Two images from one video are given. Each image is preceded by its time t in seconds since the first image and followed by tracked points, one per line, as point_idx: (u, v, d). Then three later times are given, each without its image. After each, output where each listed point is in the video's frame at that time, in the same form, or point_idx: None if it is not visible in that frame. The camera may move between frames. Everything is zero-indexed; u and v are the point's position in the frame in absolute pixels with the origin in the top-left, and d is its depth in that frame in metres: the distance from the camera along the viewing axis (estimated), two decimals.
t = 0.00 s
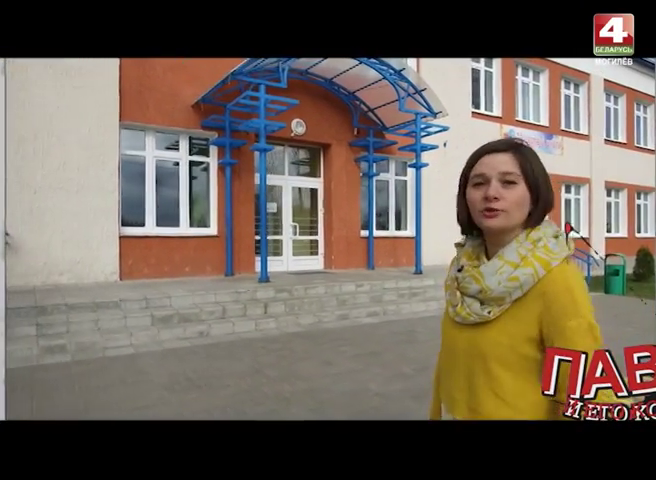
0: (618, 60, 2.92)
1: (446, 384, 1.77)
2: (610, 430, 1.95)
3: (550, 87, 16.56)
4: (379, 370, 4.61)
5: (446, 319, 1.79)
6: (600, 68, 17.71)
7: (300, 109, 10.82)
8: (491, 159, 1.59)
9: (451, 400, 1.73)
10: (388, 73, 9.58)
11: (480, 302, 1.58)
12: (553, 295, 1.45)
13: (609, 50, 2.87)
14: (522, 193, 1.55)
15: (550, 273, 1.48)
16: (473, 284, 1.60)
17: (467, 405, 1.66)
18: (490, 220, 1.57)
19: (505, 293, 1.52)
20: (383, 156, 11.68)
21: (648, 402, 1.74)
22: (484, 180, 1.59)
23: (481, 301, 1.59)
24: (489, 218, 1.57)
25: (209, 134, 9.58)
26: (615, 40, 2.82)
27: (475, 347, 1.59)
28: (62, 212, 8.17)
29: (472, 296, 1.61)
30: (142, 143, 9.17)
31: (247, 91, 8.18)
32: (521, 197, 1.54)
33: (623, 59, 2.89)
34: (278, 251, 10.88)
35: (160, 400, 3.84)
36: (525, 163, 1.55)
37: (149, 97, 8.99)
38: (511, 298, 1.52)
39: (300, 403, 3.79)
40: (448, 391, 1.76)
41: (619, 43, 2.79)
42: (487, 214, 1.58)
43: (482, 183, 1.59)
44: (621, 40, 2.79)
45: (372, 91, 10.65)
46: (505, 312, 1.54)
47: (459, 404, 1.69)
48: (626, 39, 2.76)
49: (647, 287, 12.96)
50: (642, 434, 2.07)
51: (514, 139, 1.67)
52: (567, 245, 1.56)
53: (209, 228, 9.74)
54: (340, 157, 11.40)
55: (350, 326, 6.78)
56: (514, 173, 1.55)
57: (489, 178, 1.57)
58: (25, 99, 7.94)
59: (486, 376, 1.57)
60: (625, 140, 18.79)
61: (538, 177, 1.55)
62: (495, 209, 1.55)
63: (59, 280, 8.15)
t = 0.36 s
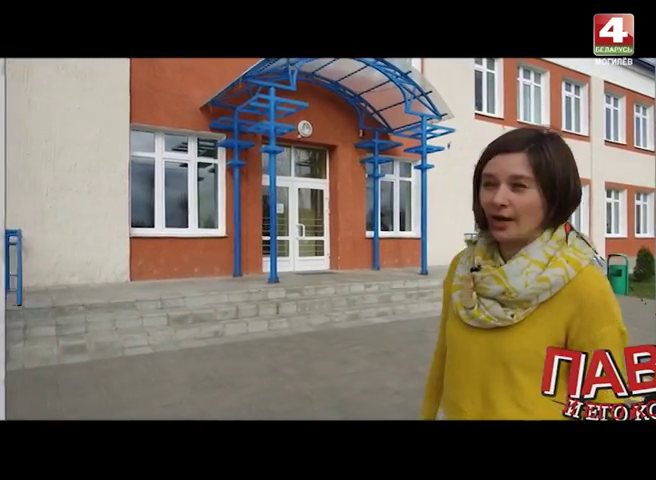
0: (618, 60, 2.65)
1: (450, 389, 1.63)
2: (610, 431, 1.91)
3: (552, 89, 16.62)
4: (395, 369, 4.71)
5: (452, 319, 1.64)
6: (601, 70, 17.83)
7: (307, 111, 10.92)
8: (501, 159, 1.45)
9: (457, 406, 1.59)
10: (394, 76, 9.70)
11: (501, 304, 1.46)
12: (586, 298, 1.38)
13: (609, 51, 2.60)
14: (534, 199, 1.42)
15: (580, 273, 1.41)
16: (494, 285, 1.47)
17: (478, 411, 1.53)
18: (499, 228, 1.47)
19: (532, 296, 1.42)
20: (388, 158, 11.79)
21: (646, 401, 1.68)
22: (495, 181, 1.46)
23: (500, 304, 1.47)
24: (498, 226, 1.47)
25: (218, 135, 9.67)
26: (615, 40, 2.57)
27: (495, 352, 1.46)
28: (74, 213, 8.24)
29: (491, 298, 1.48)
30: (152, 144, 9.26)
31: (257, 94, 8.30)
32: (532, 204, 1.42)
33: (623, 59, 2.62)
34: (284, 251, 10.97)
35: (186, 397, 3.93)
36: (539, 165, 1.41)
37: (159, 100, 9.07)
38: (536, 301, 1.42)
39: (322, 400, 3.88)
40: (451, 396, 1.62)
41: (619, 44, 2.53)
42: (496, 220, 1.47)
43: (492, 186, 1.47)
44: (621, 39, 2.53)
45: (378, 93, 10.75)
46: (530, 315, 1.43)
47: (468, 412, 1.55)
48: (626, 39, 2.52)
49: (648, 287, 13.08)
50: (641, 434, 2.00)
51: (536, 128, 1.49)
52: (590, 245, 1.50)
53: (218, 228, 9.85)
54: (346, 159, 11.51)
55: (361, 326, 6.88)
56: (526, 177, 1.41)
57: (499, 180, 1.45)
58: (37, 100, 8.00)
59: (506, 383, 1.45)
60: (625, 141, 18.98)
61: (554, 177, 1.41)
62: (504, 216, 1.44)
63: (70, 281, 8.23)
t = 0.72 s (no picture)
0: (617, 59, 2.53)
1: (459, 399, 1.56)
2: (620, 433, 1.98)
3: (550, 91, 16.78)
4: (406, 364, 4.86)
5: (456, 324, 1.54)
6: (598, 72, 18.06)
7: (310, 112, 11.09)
8: (489, 172, 1.44)
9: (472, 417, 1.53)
10: (398, 78, 9.84)
11: (524, 315, 1.40)
12: (602, 306, 1.42)
13: (609, 50, 2.45)
14: (522, 210, 1.40)
15: (593, 279, 1.44)
16: (517, 295, 1.41)
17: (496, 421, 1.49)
18: (495, 241, 1.45)
19: (556, 306, 1.39)
20: (390, 159, 11.95)
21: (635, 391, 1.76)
22: (484, 197, 1.46)
23: (522, 314, 1.41)
24: (493, 238, 1.45)
25: (224, 136, 9.82)
26: (616, 39, 2.41)
27: (519, 364, 1.41)
28: (83, 213, 8.37)
29: (512, 309, 1.42)
30: (159, 145, 9.38)
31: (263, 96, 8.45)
32: (521, 215, 1.40)
33: (623, 59, 2.50)
34: (289, 251, 11.12)
35: (207, 390, 4.08)
36: (525, 177, 1.39)
37: (166, 101, 9.22)
38: (558, 309, 1.40)
39: (338, 393, 4.03)
40: (462, 406, 1.55)
41: (620, 43, 2.37)
42: (491, 233, 1.46)
43: (483, 200, 1.46)
44: (622, 39, 2.38)
45: (381, 95, 10.90)
46: (551, 324, 1.40)
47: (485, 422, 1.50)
48: (627, 38, 2.36)
49: (646, 286, 13.32)
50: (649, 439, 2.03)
51: (520, 139, 1.48)
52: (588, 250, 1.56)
53: (224, 228, 9.99)
54: (349, 160, 11.66)
55: (368, 324, 7.04)
56: (512, 189, 1.40)
57: (487, 194, 1.44)
58: (48, 102, 8.14)
59: (529, 392, 1.43)
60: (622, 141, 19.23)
61: (539, 191, 1.39)
62: (496, 228, 1.43)
63: (80, 280, 8.36)
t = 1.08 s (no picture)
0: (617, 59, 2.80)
1: (421, 384, 1.61)
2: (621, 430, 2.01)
3: (544, 94, 17.06)
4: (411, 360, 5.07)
5: (422, 313, 1.62)
6: (590, 75, 18.41)
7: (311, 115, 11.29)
8: (468, 170, 1.50)
9: (433, 402, 1.56)
10: (397, 82, 10.07)
11: (477, 299, 1.46)
12: (551, 292, 1.42)
13: (610, 50, 2.70)
14: (506, 199, 1.50)
15: (547, 268, 1.46)
16: (470, 281, 1.47)
17: (453, 405, 1.52)
18: (483, 233, 1.50)
19: (506, 291, 1.43)
20: (389, 161, 12.17)
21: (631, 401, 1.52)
22: (467, 193, 1.50)
23: (476, 299, 1.47)
24: (482, 231, 1.49)
25: (227, 139, 10.00)
26: (616, 40, 2.64)
27: (471, 345, 1.45)
28: (89, 214, 8.51)
29: (466, 294, 1.48)
30: (163, 147, 9.55)
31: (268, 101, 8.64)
32: (506, 204, 1.50)
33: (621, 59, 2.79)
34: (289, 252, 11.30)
35: (223, 385, 4.26)
36: (502, 168, 1.50)
37: (171, 104, 9.37)
38: (510, 295, 1.43)
39: (349, 388, 4.23)
40: (424, 391, 1.60)
41: (619, 43, 2.61)
42: (478, 227, 1.50)
43: (467, 197, 1.50)
44: (621, 40, 2.61)
45: (380, 99, 11.12)
46: (503, 309, 1.44)
47: (444, 406, 1.53)
48: (626, 39, 2.60)
49: (637, 286, 13.65)
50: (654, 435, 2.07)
51: (477, 142, 1.60)
52: (549, 246, 1.56)
53: (227, 229, 10.17)
54: (348, 162, 11.87)
55: (371, 322, 7.24)
56: (496, 181, 1.49)
57: (473, 190, 1.49)
58: (55, 104, 8.23)
59: (481, 374, 1.45)
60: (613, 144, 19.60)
61: (515, 179, 1.52)
62: (488, 220, 1.48)
63: (87, 280, 8.50)
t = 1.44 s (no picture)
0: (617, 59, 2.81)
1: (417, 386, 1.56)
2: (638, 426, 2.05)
3: (540, 96, 17.24)
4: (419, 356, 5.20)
5: (413, 315, 1.57)
6: (586, 77, 18.64)
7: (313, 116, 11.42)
8: (450, 161, 1.42)
9: (429, 403, 1.51)
10: (398, 84, 10.21)
11: (458, 298, 1.39)
12: (532, 284, 1.31)
13: (609, 50, 2.60)
14: (489, 193, 1.40)
15: (528, 262, 1.35)
16: (450, 279, 1.41)
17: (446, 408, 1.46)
18: (462, 225, 1.40)
19: (485, 288, 1.35)
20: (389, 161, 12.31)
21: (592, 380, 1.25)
22: (450, 184, 1.42)
23: (458, 297, 1.40)
24: (461, 224, 1.41)
25: (231, 140, 10.13)
26: (615, 40, 2.56)
27: (453, 345, 1.38)
28: (95, 214, 8.59)
29: (448, 292, 1.42)
30: (168, 148, 9.68)
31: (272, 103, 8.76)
32: (488, 198, 1.40)
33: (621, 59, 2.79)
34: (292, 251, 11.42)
35: (238, 381, 4.37)
36: (487, 162, 1.41)
37: (176, 107, 9.50)
38: (489, 292, 1.35)
39: (360, 383, 4.35)
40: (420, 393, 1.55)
41: (620, 43, 2.53)
42: (458, 218, 1.41)
43: (447, 189, 1.43)
44: (621, 40, 2.53)
45: (381, 100, 11.25)
46: (484, 307, 1.36)
47: (439, 405, 1.48)
48: (625, 39, 2.52)
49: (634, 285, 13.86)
50: None
51: (467, 138, 1.53)
52: (536, 238, 1.45)
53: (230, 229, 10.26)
54: (350, 162, 11.99)
55: (376, 320, 7.37)
56: (480, 174, 1.40)
57: (455, 182, 1.41)
58: (62, 105, 8.32)
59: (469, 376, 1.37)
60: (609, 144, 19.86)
61: (497, 173, 1.42)
62: (467, 213, 1.39)
63: (93, 279, 8.58)
